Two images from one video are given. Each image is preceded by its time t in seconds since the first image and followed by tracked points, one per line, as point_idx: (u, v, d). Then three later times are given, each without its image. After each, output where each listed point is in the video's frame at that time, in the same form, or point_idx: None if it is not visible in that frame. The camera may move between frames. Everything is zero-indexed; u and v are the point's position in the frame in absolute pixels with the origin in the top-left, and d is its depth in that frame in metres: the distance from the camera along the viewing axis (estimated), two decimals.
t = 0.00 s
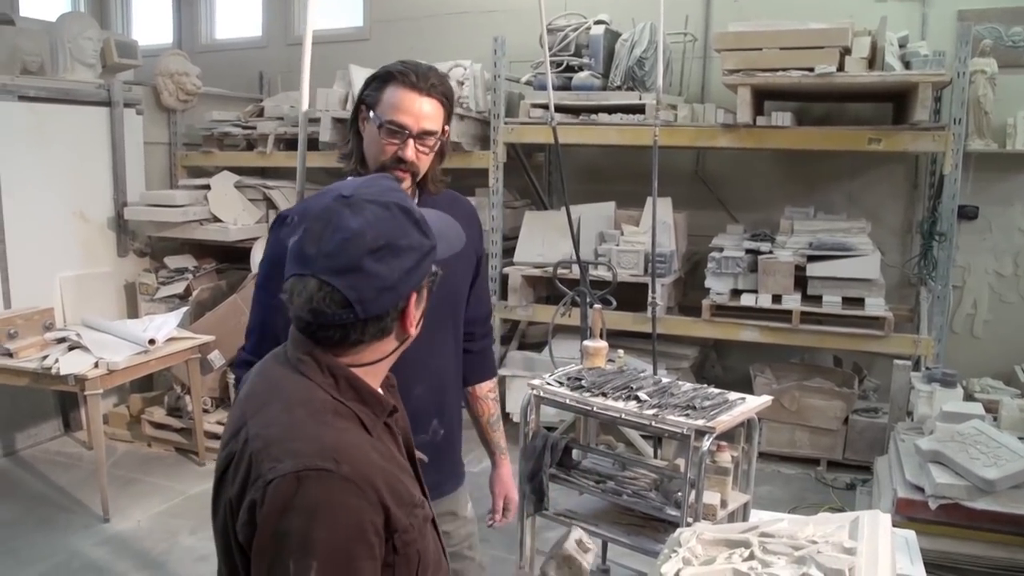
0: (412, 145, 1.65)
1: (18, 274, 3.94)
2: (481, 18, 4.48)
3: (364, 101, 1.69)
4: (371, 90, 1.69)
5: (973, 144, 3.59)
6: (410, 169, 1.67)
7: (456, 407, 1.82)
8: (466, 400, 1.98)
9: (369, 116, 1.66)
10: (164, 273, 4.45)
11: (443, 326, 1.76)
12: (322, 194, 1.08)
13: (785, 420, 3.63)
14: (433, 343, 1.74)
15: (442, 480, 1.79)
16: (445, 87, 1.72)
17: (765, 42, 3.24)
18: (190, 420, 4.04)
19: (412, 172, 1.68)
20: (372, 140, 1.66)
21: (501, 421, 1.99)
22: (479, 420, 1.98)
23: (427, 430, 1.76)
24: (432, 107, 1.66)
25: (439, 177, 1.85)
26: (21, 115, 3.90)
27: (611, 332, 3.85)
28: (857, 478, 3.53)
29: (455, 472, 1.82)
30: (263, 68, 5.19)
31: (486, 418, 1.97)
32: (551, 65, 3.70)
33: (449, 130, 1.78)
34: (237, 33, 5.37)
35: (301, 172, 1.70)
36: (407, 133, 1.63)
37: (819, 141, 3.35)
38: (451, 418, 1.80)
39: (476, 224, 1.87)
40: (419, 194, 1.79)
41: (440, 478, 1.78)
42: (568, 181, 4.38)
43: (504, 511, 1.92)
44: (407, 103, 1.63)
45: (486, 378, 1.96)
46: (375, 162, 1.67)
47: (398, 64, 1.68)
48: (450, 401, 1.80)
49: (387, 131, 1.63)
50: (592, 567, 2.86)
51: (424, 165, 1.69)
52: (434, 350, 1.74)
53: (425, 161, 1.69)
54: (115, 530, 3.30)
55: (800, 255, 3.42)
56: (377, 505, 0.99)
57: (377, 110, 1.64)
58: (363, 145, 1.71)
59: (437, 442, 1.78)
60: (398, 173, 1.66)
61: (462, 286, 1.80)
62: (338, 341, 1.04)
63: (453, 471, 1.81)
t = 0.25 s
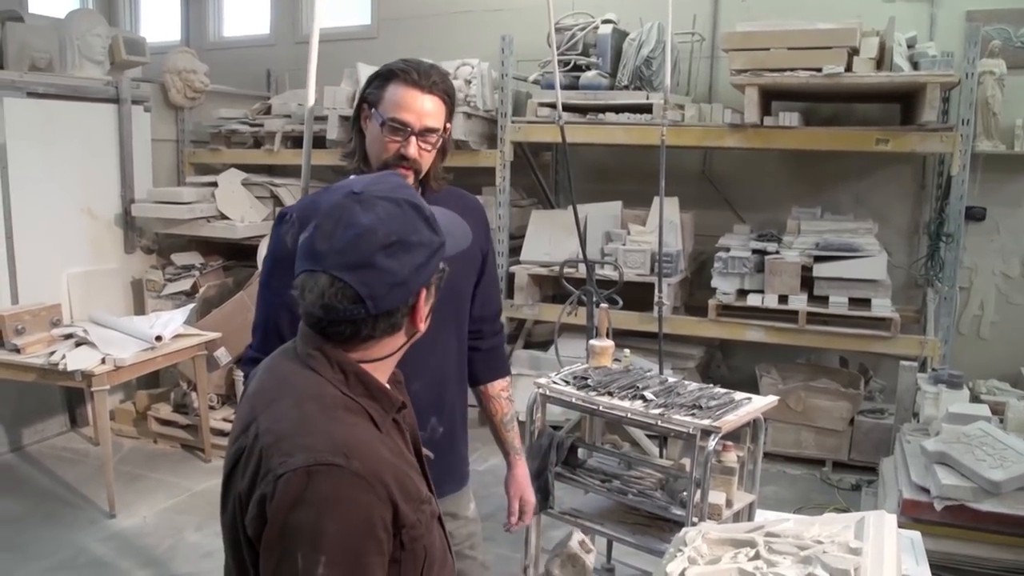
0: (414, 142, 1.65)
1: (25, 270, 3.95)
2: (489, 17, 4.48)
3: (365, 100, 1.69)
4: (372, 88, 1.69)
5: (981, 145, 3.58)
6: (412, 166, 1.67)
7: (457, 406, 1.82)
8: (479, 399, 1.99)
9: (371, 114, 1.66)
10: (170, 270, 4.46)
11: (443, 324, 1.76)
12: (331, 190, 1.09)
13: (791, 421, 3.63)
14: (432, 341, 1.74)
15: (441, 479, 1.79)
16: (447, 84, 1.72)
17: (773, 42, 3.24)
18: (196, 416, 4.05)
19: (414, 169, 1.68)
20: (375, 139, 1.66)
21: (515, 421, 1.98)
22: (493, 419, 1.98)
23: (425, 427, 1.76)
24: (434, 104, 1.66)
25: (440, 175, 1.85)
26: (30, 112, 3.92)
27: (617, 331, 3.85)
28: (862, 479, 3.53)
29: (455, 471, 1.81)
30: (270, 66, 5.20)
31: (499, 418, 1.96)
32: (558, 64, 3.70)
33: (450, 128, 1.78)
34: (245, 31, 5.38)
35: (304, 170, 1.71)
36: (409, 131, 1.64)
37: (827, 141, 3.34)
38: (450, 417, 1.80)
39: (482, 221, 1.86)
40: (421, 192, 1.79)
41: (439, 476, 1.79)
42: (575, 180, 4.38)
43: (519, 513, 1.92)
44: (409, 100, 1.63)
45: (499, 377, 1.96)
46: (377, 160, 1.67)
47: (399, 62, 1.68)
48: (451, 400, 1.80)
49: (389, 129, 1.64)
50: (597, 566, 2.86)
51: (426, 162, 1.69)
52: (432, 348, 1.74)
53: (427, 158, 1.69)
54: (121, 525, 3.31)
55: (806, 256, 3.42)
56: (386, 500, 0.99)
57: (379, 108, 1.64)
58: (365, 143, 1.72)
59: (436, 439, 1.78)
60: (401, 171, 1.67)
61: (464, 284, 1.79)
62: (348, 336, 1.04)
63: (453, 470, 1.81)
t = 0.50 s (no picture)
0: (421, 144, 1.65)
1: (34, 269, 3.97)
2: (496, 17, 4.48)
3: (373, 100, 1.70)
4: (380, 89, 1.70)
5: (989, 144, 3.57)
6: (419, 167, 1.68)
7: (466, 404, 1.83)
8: (488, 398, 1.99)
9: (378, 115, 1.67)
10: (178, 269, 4.48)
11: (449, 323, 1.76)
12: (341, 188, 1.09)
13: (798, 420, 3.63)
14: (438, 340, 1.75)
15: (449, 477, 1.79)
16: (454, 85, 1.72)
17: (780, 41, 3.24)
18: (203, 415, 4.06)
19: (421, 170, 1.69)
20: (382, 139, 1.67)
21: (524, 420, 1.98)
22: (502, 417, 1.98)
23: (432, 425, 1.77)
24: (441, 106, 1.66)
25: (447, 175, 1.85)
26: (39, 112, 3.93)
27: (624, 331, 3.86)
28: (870, 479, 3.52)
29: (464, 469, 1.82)
30: (278, 65, 5.21)
31: (507, 416, 1.97)
32: (565, 64, 3.70)
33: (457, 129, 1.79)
34: (252, 31, 5.40)
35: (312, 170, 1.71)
36: (416, 132, 1.64)
37: (834, 141, 3.34)
38: (458, 415, 1.80)
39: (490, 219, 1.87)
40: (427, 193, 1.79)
41: (446, 475, 1.79)
42: (582, 179, 4.38)
43: (527, 512, 1.93)
44: (416, 102, 1.63)
45: (508, 375, 1.97)
46: (384, 161, 1.68)
47: (407, 63, 1.69)
48: (458, 398, 1.80)
49: (397, 130, 1.64)
50: (604, 566, 2.86)
51: (433, 164, 1.70)
52: (438, 347, 1.75)
53: (434, 160, 1.69)
54: (129, 524, 3.33)
55: (813, 255, 3.41)
56: (396, 498, 1.00)
57: (387, 109, 1.65)
58: (373, 144, 1.72)
59: (444, 437, 1.79)
60: (408, 172, 1.67)
61: (472, 283, 1.79)
62: (356, 335, 1.05)
63: (461, 469, 1.81)
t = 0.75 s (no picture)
0: (429, 144, 1.66)
1: (40, 268, 3.98)
2: (502, 16, 4.49)
3: (382, 101, 1.70)
4: (388, 90, 1.70)
5: (995, 143, 3.56)
6: (427, 168, 1.68)
7: (471, 404, 1.83)
8: (491, 398, 2.00)
9: (386, 115, 1.67)
10: (184, 268, 4.49)
11: (456, 323, 1.77)
12: (342, 188, 1.09)
13: (804, 420, 3.62)
14: (445, 340, 1.75)
15: (454, 477, 1.80)
16: (463, 86, 1.72)
17: (786, 41, 3.23)
18: (209, 414, 4.08)
19: (429, 171, 1.69)
20: (390, 140, 1.67)
21: (525, 420, 1.99)
22: (505, 417, 1.98)
23: (438, 425, 1.77)
24: (449, 106, 1.66)
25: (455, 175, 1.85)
26: (45, 111, 3.94)
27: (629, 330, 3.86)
28: (875, 478, 3.52)
29: (469, 469, 1.82)
30: (283, 65, 5.22)
31: (510, 416, 1.97)
32: (571, 63, 3.70)
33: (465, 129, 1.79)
34: (258, 30, 5.40)
35: (319, 170, 1.72)
36: (424, 133, 1.65)
37: (839, 140, 3.33)
38: (464, 414, 1.81)
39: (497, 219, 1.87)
40: (435, 193, 1.80)
41: (450, 474, 1.79)
42: (587, 179, 4.38)
43: (523, 511, 1.93)
44: (425, 102, 1.64)
45: (512, 375, 1.97)
46: (392, 161, 1.68)
47: (415, 63, 1.69)
48: (464, 398, 1.81)
49: (404, 131, 1.64)
50: (610, 565, 2.87)
51: (441, 164, 1.70)
52: (445, 347, 1.75)
53: (441, 160, 1.70)
54: (135, 523, 3.34)
55: (819, 255, 3.41)
56: (400, 496, 1.00)
57: (395, 109, 1.65)
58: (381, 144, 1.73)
59: (448, 437, 1.79)
60: (415, 172, 1.68)
61: (478, 283, 1.80)
62: (359, 333, 1.05)
63: (467, 469, 1.82)
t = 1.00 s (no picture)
0: (436, 144, 1.66)
1: (46, 267, 4.00)
2: (507, 15, 4.49)
3: (389, 100, 1.70)
4: (395, 89, 1.70)
5: (1001, 143, 3.56)
6: (435, 167, 1.68)
7: (478, 402, 1.83)
8: (498, 396, 2.00)
9: (394, 114, 1.68)
10: (189, 266, 4.50)
11: (463, 321, 1.77)
12: (344, 186, 1.10)
13: (809, 419, 3.62)
14: (452, 338, 1.75)
15: (461, 474, 1.80)
16: (470, 85, 1.73)
17: (791, 40, 3.23)
18: (215, 413, 4.08)
19: (436, 170, 1.69)
20: (397, 139, 1.68)
21: (532, 418, 1.99)
22: (512, 415, 1.99)
23: (446, 423, 1.77)
24: (457, 106, 1.67)
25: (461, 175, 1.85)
26: (51, 110, 3.95)
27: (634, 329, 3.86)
28: (881, 478, 3.52)
29: (476, 467, 1.83)
30: (289, 63, 5.22)
31: (517, 414, 1.98)
32: (576, 62, 3.70)
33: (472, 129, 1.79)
34: (264, 29, 5.41)
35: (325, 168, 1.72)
36: (432, 133, 1.65)
37: (845, 139, 3.33)
38: (471, 412, 1.81)
39: (504, 217, 1.87)
40: (442, 192, 1.80)
41: (457, 472, 1.80)
42: (592, 178, 4.39)
43: (531, 508, 1.93)
44: (432, 102, 1.64)
45: (518, 373, 1.97)
46: (400, 161, 1.68)
47: (423, 63, 1.69)
48: (471, 396, 1.81)
49: (412, 130, 1.65)
50: (615, 564, 2.87)
51: (448, 164, 1.70)
52: (452, 345, 1.76)
53: (449, 160, 1.70)
54: (140, 521, 3.35)
55: (824, 254, 3.41)
56: (401, 493, 1.00)
57: (403, 109, 1.66)
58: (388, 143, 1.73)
59: (456, 435, 1.80)
60: (423, 172, 1.68)
61: (485, 281, 1.80)
62: (360, 331, 1.05)
63: (474, 467, 1.82)
